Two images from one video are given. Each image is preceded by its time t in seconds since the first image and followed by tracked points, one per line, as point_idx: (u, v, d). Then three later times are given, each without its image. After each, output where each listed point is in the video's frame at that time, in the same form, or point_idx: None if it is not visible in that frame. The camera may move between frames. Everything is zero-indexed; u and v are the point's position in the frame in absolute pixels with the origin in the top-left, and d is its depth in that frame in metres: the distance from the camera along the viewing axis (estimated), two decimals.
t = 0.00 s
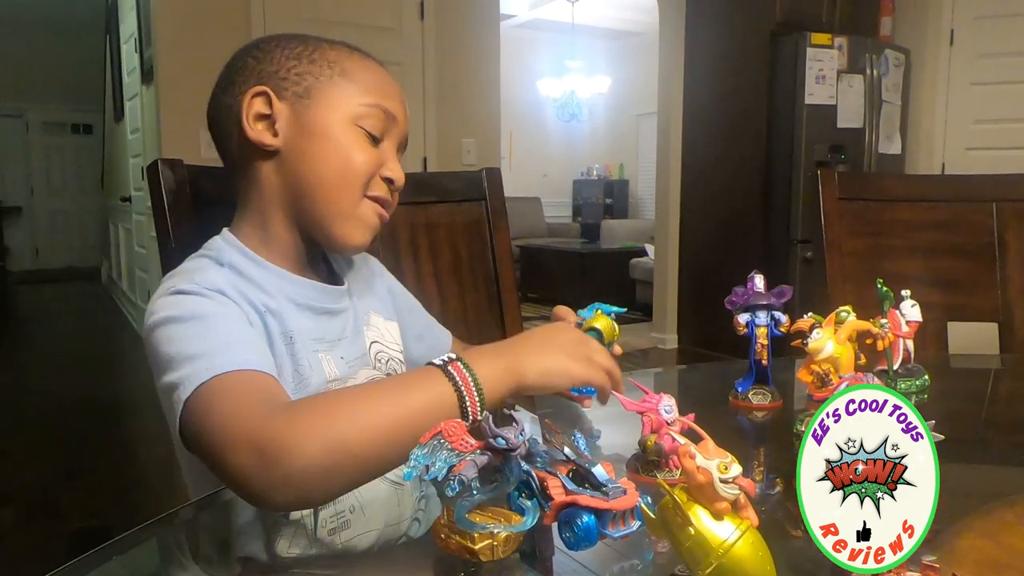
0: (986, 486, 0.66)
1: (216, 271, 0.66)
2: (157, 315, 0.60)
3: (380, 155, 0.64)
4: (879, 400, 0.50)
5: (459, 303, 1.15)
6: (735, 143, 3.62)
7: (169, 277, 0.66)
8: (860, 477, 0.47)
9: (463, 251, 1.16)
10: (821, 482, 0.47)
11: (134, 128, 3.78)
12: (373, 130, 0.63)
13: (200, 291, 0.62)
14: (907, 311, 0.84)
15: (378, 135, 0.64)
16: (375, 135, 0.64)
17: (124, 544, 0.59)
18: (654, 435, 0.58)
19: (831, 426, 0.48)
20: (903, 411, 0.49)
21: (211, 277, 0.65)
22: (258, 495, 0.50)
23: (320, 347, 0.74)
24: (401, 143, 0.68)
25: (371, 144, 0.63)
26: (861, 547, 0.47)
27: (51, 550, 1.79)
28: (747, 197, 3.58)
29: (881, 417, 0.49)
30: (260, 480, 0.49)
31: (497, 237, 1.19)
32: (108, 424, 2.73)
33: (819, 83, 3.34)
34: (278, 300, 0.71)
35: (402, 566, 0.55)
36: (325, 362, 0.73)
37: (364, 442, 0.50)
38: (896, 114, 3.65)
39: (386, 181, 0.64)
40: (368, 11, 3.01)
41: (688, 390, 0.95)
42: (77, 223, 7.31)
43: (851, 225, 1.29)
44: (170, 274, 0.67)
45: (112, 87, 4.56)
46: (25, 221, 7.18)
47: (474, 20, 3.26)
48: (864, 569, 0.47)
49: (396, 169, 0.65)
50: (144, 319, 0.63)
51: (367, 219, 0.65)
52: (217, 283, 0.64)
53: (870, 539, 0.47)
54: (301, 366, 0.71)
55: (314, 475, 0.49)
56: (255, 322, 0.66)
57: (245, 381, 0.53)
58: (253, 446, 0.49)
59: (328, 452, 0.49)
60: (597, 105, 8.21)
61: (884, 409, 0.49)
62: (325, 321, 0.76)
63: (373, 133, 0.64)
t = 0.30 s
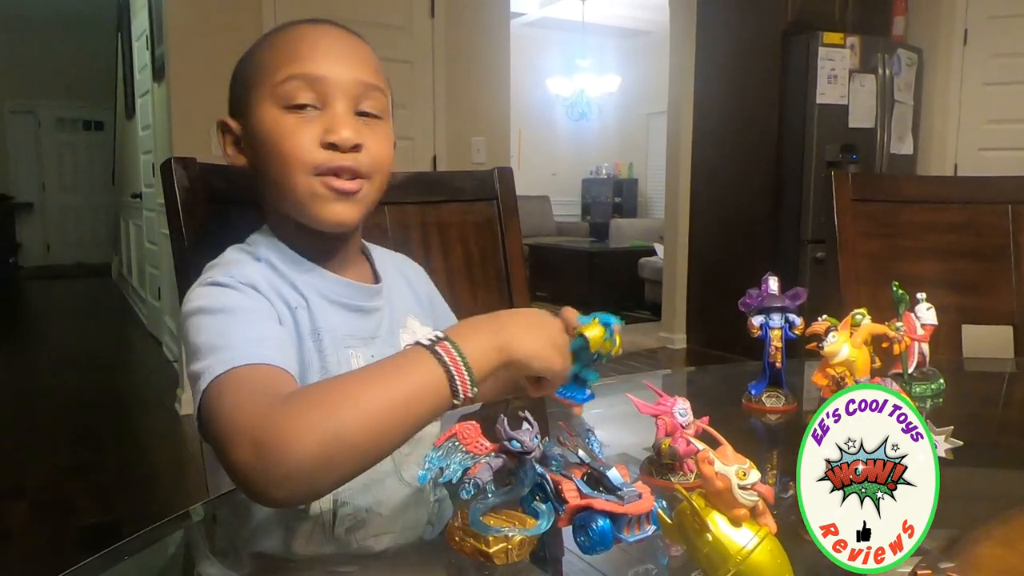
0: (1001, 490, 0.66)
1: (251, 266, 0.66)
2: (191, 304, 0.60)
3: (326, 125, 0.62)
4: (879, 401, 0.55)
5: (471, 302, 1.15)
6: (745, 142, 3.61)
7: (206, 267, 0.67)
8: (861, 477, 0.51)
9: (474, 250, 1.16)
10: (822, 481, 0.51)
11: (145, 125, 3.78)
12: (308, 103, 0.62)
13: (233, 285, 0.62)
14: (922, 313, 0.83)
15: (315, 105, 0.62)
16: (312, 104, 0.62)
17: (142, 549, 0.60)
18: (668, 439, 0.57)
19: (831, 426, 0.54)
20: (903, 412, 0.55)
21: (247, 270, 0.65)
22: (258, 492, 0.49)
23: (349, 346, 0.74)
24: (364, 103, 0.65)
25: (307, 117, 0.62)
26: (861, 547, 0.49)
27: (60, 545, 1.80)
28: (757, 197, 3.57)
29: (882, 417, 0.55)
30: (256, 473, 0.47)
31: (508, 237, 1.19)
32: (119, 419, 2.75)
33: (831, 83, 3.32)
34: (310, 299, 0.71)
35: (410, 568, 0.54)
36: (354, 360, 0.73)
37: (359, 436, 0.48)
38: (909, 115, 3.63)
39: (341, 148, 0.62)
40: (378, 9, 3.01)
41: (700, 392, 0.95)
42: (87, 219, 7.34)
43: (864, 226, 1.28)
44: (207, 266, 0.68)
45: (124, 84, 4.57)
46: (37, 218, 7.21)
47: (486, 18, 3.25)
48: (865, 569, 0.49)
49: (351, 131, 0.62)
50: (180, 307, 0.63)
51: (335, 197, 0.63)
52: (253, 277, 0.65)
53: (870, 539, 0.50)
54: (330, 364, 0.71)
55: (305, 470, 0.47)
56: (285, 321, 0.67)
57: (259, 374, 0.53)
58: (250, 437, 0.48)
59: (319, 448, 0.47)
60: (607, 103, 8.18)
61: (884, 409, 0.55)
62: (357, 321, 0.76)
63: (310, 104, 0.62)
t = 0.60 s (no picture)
0: (1010, 495, 0.66)
1: (263, 270, 0.66)
2: (204, 305, 0.60)
3: (310, 117, 0.62)
4: (879, 400, 0.55)
5: (477, 303, 1.14)
6: (749, 143, 3.60)
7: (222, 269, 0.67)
8: (861, 477, 0.51)
9: (479, 251, 1.16)
10: (821, 482, 0.51)
11: (149, 125, 3.79)
12: (294, 98, 0.63)
13: (244, 288, 0.62)
14: (929, 317, 0.83)
15: (299, 99, 0.63)
16: (298, 99, 0.63)
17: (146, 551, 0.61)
18: (677, 443, 0.58)
19: (831, 425, 0.53)
20: (903, 412, 0.55)
21: (258, 275, 0.65)
22: (266, 495, 0.49)
23: (363, 354, 0.73)
24: (350, 91, 0.64)
25: (294, 112, 0.62)
26: (861, 547, 0.50)
27: (65, 544, 1.80)
28: (760, 198, 3.57)
29: (882, 416, 0.55)
30: (268, 474, 0.48)
31: (513, 239, 1.19)
32: (123, 419, 2.75)
33: (835, 84, 3.32)
34: (324, 306, 0.70)
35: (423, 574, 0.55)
36: (367, 370, 0.73)
37: (346, 456, 0.49)
38: (912, 116, 3.62)
39: (327, 135, 0.61)
40: (382, 9, 3.01)
41: (706, 394, 0.95)
42: (90, 219, 7.36)
43: (868, 229, 1.28)
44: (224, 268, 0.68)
45: (128, 83, 4.57)
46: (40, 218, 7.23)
47: (489, 18, 3.26)
48: (864, 568, 0.50)
49: (336, 119, 0.62)
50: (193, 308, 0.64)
51: (327, 190, 0.62)
52: (265, 283, 0.65)
53: (870, 539, 0.50)
54: (342, 372, 0.70)
55: (321, 480, 0.49)
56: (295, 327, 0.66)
57: (264, 375, 0.53)
58: (264, 440, 0.48)
59: (336, 453, 0.49)
60: (609, 104, 8.19)
61: (884, 408, 0.55)
62: (374, 329, 0.75)
63: (296, 99, 0.63)
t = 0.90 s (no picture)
0: None
1: (277, 274, 0.66)
2: (218, 307, 0.60)
3: (322, 125, 0.62)
4: (879, 400, 0.54)
5: (485, 308, 1.14)
6: (756, 145, 3.60)
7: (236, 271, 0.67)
8: (861, 477, 0.50)
9: (487, 255, 1.16)
10: (821, 482, 0.50)
11: (155, 124, 3.80)
12: (307, 104, 0.63)
13: (258, 291, 0.62)
14: (940, 325, 0.82)
15: (312, 105, 0.63)
16: (312, 106, 0.63)
17: (158, 548, 0.62)
18: (689, 452, 0.58)
19: (831, 426, 0.53)
20: (902, 412, 0.54)
21: (272, 278, 0.65)
22: (274, 500, 0.49)
23: (376, 359, 0.73)
24: (362, 97, 0.64)
25: (307, 119, 0.62)
26: (861, 547, 0.49)
27: (70, 544, 1.80)
28: (767, 200, 3.56)
29: (881, 416, 0.54)
30: (278, 479, 0.48)
31: (521, 243, 1.18)
32: (128, 418, 2.75)
33: (842, 87, 3.31)
34: (337, 310, 0.70)
35: None
36: (380, 376, 0.73)
37: (357, 462, 0.49)
38: (919, 119, 3.61)
39: (338, 145, 0.61)
40: (390, 10, 3.02)
41: (714, 400, 0.95)
42: (96, 217, 7.37)
43: (876, 233, 1.27)
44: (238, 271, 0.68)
45: (134, 83, 4.59)
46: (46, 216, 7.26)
47: (497, 20, 3.26)
48: (864, 568, 0.49)
49: (348, 129, 0.62)
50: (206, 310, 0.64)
51: (338, 199, 0.62)
52: (279, 286, 0.65)
53: (870, 540, 0.49)
54: (355, 377, 0.71)
55: (335, 486, 0.49)
56: (308, 332, 0.66)
57: (277, 380, 0.53)
58: (277, 444, 0.48)
59: (348, 461, 0.49)
60: (615, 105, 8.18)
61: (884, 409, 0.54)
62: (387, 333, 0.75)
63: (310, 106, 0.63)
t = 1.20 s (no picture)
0: None
1: (297, 275, 0.65)
2: (237, 307, 0.60)
3: (336, 129, 0.61)
4: (879, 400, 0.51)
5: (499, 310, 1.13)
6: (766, 147, 3.58)
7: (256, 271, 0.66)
8: (861, 477, 0.48)
9: (501, 257, 1.15)
10: (821, 482, 0.48)
11: (165, 121, 3.81)
12: (321, 107, 0.62)
13: (278, 292, 0.61)
14: (963, 332, 0.81)
15: (327, 108, 0.62)
16: (327, 108, 0.62)
17: (170, 556, 0.61)
18: (712, 460, 0.58)
19: (831, 426, 0.50)
20: (903, 412, 0.51)
21: (293, 279, 0.64)
22: (293, 503, 0.48)
23: (394, 363, 0.73)
24: (378, 99, 0.63)
25: (322, 122, 0.62)
26: (861, 547, 0.47)
27: (77, 540, 1.80)
28: (777, 202, 3.54)
29: (881, 417, 0.51)
30: (300, 484, 0.47)
31: (536, 245, 1.18)
32: (134, 415, 2.75)
33: (853, 89, 3.29)
34: (356, 314, 0.70)
35: None
36: (398, 380, 0.72)
37: (378, 469, 0.48)
38: (931, 122, 3.58)
39: (352, 149, 0.60)
40: (400, 10, 3.01)
41: (730, 406, 0.94)
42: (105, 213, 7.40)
43: (894, 237, 1.26)
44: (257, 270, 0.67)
45: (144, 79, 4.60)
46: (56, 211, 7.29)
47: (508, 20, 3.25)
48: (864, 568, 0.47)
49: (362, 132, 0.61)
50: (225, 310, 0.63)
51: (353, 203, 0.61)
52: (300, 288, 0.64)
53: (870, 539, 0.47)
54: (373, 381, 0.70)
55: (355, 494, 0.48)
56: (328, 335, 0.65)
57: (298, 384, 0.53)
58: (298, 450, 0.47)
59: (368, 468, 0.48)
60: (624, 105, 8.17)
61: (884, 408, 0.51)
62: (405, 337, 0.74)
63: (325, 109, 0.62)
